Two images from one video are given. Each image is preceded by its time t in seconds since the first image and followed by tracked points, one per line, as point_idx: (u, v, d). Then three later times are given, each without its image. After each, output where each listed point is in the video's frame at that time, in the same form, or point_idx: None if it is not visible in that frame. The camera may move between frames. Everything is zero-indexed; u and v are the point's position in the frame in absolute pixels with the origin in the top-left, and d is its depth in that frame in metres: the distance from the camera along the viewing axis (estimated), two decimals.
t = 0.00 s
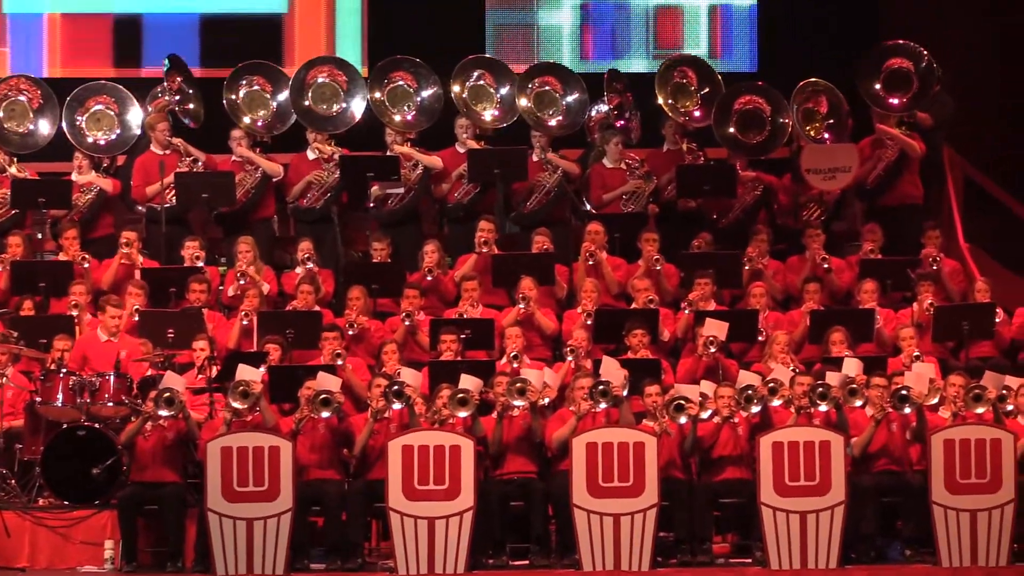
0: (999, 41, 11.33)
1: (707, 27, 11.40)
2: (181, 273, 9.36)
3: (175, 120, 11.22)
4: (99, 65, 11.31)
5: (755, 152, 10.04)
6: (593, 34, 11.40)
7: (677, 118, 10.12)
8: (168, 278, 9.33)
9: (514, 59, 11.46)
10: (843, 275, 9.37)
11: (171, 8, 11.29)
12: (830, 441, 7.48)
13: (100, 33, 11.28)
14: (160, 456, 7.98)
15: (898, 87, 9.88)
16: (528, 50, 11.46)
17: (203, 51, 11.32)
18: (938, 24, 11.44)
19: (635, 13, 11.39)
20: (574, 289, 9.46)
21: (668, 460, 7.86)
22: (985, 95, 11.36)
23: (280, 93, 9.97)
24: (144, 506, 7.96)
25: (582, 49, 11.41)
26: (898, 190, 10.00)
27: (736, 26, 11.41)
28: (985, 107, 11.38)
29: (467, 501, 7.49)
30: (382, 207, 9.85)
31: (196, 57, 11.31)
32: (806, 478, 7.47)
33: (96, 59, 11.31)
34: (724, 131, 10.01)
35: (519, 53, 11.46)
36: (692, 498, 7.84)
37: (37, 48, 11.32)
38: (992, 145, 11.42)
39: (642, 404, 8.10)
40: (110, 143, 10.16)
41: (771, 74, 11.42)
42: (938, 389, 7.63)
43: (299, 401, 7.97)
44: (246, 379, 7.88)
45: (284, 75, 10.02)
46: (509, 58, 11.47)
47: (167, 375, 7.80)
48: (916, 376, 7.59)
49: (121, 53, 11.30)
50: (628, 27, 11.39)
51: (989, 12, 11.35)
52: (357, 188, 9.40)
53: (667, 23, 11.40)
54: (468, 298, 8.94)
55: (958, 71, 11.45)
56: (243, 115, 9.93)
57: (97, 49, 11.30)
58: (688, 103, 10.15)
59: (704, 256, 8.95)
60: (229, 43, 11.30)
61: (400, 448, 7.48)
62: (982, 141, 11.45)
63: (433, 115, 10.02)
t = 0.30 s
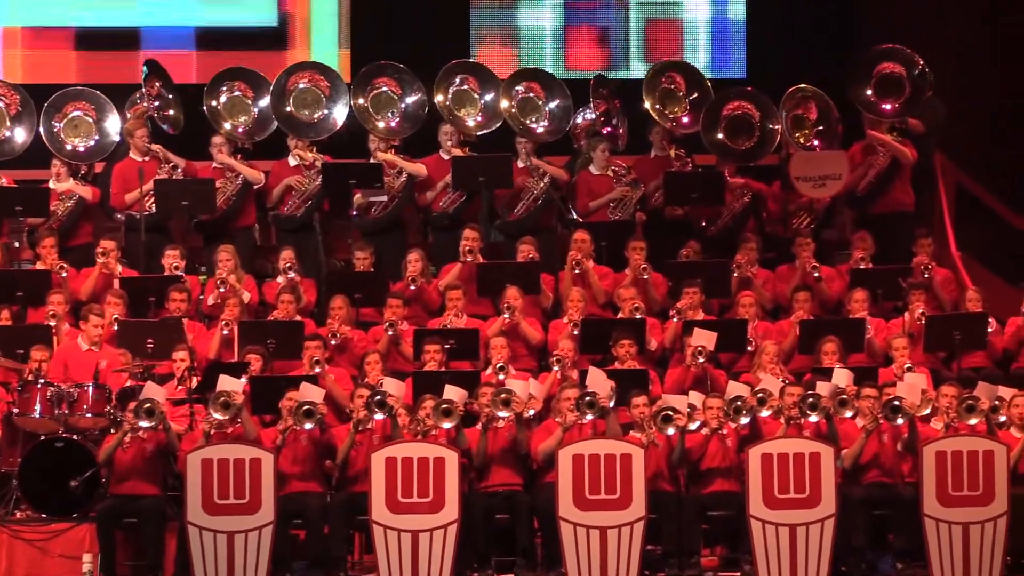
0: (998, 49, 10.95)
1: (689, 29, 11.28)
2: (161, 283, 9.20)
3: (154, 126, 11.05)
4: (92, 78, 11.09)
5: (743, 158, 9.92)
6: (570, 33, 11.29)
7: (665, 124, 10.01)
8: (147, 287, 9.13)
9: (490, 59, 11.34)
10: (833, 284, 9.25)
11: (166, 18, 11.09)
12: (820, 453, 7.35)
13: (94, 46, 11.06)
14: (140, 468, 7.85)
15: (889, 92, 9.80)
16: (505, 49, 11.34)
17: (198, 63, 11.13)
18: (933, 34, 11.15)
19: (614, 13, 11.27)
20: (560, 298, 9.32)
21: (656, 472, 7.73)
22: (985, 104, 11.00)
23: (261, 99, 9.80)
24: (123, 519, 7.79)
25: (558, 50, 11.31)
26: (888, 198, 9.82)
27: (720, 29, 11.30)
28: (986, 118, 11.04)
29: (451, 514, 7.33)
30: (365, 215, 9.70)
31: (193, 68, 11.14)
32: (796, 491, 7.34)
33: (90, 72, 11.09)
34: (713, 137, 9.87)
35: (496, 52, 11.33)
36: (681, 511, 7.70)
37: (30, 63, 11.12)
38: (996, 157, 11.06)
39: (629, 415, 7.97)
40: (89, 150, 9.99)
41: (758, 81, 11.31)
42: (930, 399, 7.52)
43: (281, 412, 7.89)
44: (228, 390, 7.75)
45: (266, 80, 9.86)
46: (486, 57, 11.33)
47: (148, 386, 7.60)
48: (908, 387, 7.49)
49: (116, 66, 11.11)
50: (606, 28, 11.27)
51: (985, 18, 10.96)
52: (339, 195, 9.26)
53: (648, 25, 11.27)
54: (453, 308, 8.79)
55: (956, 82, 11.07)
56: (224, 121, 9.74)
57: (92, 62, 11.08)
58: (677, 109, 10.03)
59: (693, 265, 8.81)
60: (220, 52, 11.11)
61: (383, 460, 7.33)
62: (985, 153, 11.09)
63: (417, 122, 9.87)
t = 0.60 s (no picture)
0: (994, 59, 10.63)
1: (677, 39, 11.12)
2: (141, 289, 9.03)
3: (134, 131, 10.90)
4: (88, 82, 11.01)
5: (734, 164, 9.80)
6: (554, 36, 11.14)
7: (655, 129, 9.89)
8: (127, 294, 9.01)
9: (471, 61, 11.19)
10: (824, 292, 9.14)
11: (164, 21, 10.99)
12: (811, 461, 7.23)
13: (92, 48, 10.95)
14: (121, 478, 7.65)
15: (881, 98, 9.70)
16: (488, 52, 11.19)
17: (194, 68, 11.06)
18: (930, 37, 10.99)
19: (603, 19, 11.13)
20: (547, 305, 9.20)
21: (645, 482, 7.60)
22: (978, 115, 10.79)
23: (244, 103, 9.68)
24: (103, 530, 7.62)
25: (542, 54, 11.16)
26: (882, 208, 9.73)
27: (707, 39, 11.14)
28: (977, 131, 10.84)
29: (437, 523, 7.19)
30: (349, 220, 9.59)
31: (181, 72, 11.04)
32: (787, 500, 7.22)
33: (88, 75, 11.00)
34: (702, 142, 9.78)
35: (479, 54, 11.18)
36: (670, 521, 7.59)
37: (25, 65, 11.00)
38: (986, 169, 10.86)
39: (618, 424, 7.85)
40: (68, 155, 9.85)
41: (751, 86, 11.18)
42: (922, 409, 7.41)
43: (264, 420, 7.77)
44: (210, 399, 7.63)
45: (249, 84, 9.73)
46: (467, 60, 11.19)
47: (128, 393, 7.47)
48: (900, 395, 7.36)
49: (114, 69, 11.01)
50: (594, 35, 11.12)
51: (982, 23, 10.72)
52: (323, 201, 9.12)
53: (637, 33, 11.11)
54: (438, 315, 8.66)
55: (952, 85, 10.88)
56: (206, 125, 9.65)
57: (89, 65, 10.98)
58: (666, 113, 9.93)
59: (683, 271, 8.70)
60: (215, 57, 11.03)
61: (367, 470, 7.19)
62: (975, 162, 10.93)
63: (402, 127, 9.71)
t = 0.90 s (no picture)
0: (993, 58, 10.68)
1: (674, 42, 11.04)
2: (124, 297, 8.88)
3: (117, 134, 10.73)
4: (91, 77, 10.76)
5: (729, 169, 9.66)
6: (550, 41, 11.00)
7: (647, 135, 9.77)
8: (111, 302, 8.87)
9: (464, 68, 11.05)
10: (818, 301, 9.02)
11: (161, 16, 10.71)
12: (805, 472, 7.11)
13: (95, 43, 10.70)
14: (104, 490, 7.48)
15: (873, 99, 9.47)
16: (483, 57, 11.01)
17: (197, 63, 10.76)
18: (925, 42, 10.89)
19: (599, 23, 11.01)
20: (536, 314, 9.07)
21: (637, 494, 7.47)
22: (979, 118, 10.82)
23: (229, 108, 9.53)
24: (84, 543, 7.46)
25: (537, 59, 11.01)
26: (877, 210, 9.60)
27: (705, 42, 11.07)
28: (977, 134, 10.86)
29: (424, 536, 7.05)
30: (335, 227, 9.42)
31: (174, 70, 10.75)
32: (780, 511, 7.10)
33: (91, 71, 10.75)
34: (695, 148, 9.65)
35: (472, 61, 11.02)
36: (661, 533, 7.47)
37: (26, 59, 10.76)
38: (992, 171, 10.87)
39: (608, 434, 7.73)
40: (48, 160, 9.69)
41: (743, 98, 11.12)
42: (917, 419, 7.30)
43: (249, 430, 7.65)
44: (194, 409, 7.50)
45: (234, 89, 9.58)
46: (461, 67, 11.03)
47: (110, 403, 7.30)
48: (894, 405, 7.25)
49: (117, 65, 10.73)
50: (590, 39, 11.01)
51: (978, 26, 10.71)
52: (309, 207, 8.99)
53: (634, 37, 11.01)
54: (426, 323, 8.52)
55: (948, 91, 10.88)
56: (190, 130, 9.48)
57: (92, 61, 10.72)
58: (658, 118, 9.79)
59: (675, 278, 8.57)
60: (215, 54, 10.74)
61: (353, 481, 7.04)
62: (977, 165, 10.93)
63: (390, 132, 9.59)
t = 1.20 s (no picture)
0: (993, 59, 10.48)
1: (671, 47, 10.85)
2: (105, 306, 8.72)
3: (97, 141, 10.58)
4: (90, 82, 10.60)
5: (719, 176, 9.57)
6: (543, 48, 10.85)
7: (636, 142, 9.65)
8: (91, 311, 8.68)
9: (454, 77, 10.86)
10: (811, 311, 8.91)
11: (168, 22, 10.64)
12: (797, 484, 6.98)
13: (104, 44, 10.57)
14: (85, 503, 7.30)
15: (864, 105, 9.38)
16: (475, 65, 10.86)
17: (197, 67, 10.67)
18: (925, 42, 10.77)
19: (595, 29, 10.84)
20: (524, 323, 8.94)
21: (626, 506, 7.34)
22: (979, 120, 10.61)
23: (212, 114, 9.38)
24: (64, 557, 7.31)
25: (530, 67, 10.87)
26: (871, 219, 9.47)
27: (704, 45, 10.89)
28: (979, 136, 10.65)
29: (410, 549, 6.92)
30: (319, 235, 9.28)
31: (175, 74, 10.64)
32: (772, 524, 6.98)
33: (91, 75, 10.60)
34: (685, 154, 9.53)
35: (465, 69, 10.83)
36: (651, 546, 7.35)
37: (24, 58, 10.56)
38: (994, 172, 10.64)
39: (597, 446, 7.60)
40: (28, 167, 9.51)
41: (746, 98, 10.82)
42: (911, 431, 7.19)
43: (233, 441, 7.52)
44: (177, 420, 7.36)
45: (218, 95, 9.43)
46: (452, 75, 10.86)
47: (90, 414, 7.12)
48: (888, 416, 7.14)
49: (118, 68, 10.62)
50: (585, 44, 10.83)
51: (978, 26, 10.54)
52: (294, 215, 8.87)
53: (628, 40, 10.82)
54: (412, 333, 8.38)
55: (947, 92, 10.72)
56: (171, 138, 9.31)
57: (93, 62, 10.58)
58: (647, 125, 9.68)
59: (665, 287, 8.45)
60: (213, 58, 10.67)
61: (338, 493, 6.91)
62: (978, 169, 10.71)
63: (377, 138, 9.44)
